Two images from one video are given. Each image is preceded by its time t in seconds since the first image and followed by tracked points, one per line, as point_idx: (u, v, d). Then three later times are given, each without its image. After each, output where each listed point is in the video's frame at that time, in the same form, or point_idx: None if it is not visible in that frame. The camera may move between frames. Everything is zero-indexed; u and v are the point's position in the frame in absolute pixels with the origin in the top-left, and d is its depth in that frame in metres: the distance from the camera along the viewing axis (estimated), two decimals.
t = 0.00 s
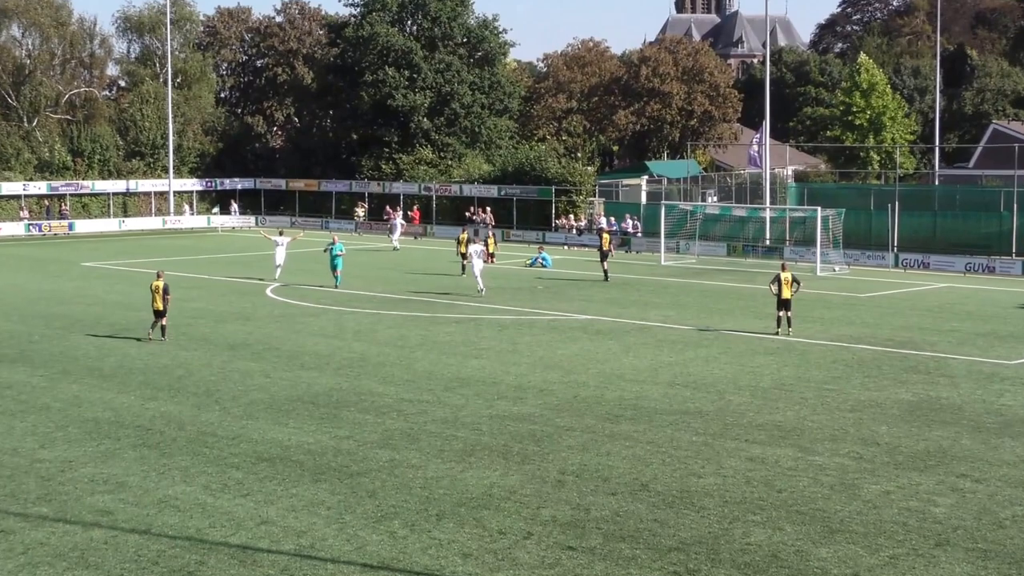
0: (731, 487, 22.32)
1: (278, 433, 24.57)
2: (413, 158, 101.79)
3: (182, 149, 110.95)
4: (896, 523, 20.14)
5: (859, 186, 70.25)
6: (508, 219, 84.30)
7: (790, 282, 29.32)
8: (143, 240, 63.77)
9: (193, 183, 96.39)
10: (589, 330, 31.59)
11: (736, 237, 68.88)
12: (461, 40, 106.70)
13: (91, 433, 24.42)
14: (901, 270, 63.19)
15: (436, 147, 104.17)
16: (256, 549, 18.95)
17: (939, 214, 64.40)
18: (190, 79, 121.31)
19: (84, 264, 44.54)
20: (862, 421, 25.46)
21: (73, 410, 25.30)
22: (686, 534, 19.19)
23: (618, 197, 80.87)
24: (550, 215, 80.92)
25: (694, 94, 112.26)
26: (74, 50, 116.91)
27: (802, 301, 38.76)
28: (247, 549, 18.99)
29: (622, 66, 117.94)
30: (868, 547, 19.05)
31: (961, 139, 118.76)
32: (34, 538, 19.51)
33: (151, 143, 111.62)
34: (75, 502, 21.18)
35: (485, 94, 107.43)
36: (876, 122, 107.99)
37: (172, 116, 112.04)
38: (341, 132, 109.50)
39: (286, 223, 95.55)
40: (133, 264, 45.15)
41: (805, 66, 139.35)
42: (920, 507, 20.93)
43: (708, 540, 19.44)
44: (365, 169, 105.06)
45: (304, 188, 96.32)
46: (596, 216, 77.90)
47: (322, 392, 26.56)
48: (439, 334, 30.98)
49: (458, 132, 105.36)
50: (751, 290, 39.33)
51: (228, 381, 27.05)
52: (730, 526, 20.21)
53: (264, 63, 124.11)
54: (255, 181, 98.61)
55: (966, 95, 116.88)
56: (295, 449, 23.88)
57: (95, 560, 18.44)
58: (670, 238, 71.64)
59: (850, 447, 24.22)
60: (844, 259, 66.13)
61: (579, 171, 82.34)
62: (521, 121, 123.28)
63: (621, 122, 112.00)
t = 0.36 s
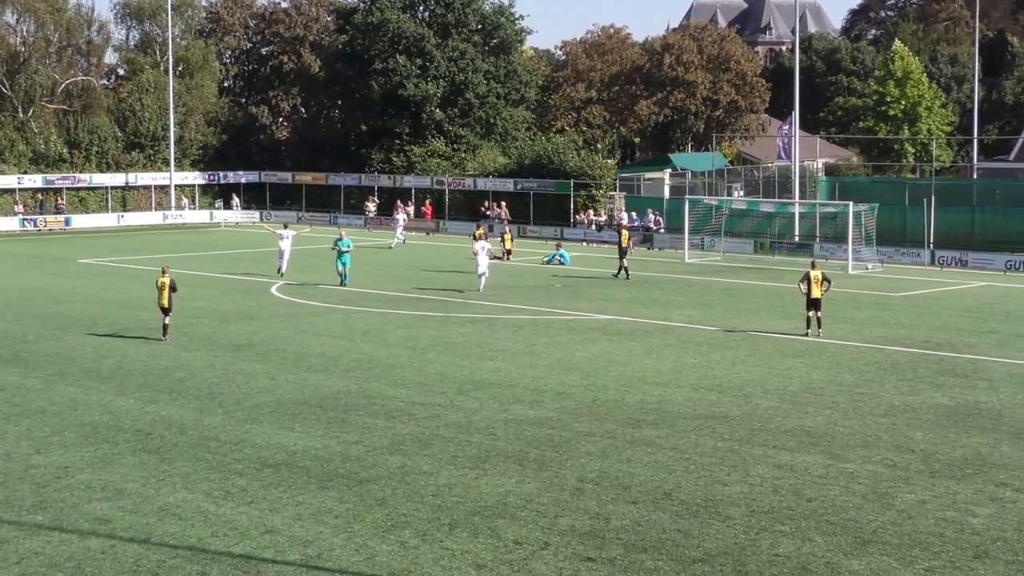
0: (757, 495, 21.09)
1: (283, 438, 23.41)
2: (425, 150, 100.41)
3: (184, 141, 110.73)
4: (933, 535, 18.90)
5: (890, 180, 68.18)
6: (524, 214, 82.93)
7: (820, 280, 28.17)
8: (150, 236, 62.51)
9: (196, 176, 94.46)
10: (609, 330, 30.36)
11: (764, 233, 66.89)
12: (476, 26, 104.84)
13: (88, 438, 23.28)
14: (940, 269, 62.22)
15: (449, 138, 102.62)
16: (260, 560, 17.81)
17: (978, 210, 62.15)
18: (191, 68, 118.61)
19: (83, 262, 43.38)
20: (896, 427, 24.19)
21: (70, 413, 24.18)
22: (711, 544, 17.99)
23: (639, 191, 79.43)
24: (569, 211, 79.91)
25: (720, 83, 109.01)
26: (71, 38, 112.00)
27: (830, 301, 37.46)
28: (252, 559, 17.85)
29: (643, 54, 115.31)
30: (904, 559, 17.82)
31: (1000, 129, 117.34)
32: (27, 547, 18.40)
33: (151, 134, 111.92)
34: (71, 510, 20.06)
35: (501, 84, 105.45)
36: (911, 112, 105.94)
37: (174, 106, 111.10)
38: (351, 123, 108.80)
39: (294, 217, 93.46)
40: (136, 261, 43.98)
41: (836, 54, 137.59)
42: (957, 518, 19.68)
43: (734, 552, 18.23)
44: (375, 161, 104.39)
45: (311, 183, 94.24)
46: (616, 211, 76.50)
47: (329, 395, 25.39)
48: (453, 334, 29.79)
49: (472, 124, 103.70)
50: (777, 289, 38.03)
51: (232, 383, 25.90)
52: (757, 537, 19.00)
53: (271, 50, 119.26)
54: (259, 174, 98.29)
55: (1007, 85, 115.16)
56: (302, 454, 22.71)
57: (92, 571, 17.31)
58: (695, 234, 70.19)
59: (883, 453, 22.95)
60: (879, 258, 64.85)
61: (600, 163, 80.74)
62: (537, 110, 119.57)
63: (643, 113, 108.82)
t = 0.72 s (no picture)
0: (789, 504, 19.90)
1: (290, 444, 22.31)
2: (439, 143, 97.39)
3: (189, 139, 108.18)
4: (973, 547, 17.72)
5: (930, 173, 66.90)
6: (542, 210, 82.04)
7: (853, 279, 27.13)
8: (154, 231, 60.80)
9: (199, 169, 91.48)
10: (632, 330, 29.15)
11: (794, 229, 65.51)
12: (492, 13, 101.24)
13: (87, 443, 22.21)
14: (978, 267, 58.95)
15: (465, 131, 99.47)
16: (265, 572, 16.71)
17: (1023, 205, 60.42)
18: (195, 56, 116.90)
19: (85, 259, 42.11)
20: (934, 434, 22.93)
21: (69, 418, 23.11)
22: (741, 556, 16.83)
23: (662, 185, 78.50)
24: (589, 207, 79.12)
25: (749, 73, 106.14)
26: (69, 25, 110.96)
27: (862, 300, 36.16)
28: (257, 571, 16.75)
29: (667, 42, 110.67)
30: (942, 573, 16.66)
31: None
32: (22, 557, 17.35)
33: (153, 126, 106.49)
34: (69, 519, 18.98)
35: (518, 73, 102.23)
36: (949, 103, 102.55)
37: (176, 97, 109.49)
38: (362, 115, 104.10)
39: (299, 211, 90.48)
40: (141, 258, 42.70)
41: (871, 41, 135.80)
42: (999, 529, 18.45)
43: (763, 564, 17.07)
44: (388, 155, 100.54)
45: (318, 176, 92.56)
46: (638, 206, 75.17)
47: (339, 398, 24.29)
48: (469, 334, 28.62)
49: (488, 115, 100.68)
50: (805, 288, 36.74)
51: (237, 386, 24.79)
52: (786, 548, 17.83)
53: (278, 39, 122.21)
54: (266, 167, 94.50)
55: None
56: (310, 461, 21.61)
57: None
58: (721, 231, 67.54)
59: (920, 461, 21.70)
60: (914, 254, 61.50)
61: (622, 156, 79.49)
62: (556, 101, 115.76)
63: (668, 103, 105.82)
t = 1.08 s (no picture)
0: (824, 515, 18.75)
1: (299, 451, 21.26)
2: (454, 135, 88.79)
3: (195, 133, 98.39)
4: (1018, 561, 16.59)
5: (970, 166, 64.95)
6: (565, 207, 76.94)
7: (891, 278, 26.06)
8: (157, 227, 58.48)
9: (205, 163, 85.89)
10: (658, 332, 27.97)
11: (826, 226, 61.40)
12: None
13: (87, 450, 21.16)
14: None
15: (482, 124, 90.60)
16: None
17: None
18: (201, 44, 107.69)
19: (86, 258, 40.82)
20: (975, 441, 21.75)
21: (68, 423, 22.07)
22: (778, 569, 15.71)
23: (691, 180, 73.82)
24: (613, 202, 74.25)
25: (778, 61, 98.22)
26: (69, 12, 101.69)
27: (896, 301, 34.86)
28: None
29: (694, 29, 103.48)
30: None
31: None
32: (17, 569, 16.36)
33: (158, 117, 97.31)
34: (68, 528, 17.95)
35: (539, 62, 93.68)
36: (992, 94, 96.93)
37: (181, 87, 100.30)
38: (373, 106, 94.60)
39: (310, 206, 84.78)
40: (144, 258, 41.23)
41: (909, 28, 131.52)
42: None
43: None
44: (400, 149, 91.10)
45: (329, 170, 85.14)
46: (664, 202, 70.59)
47: (352, 402, 23.22)
48: (486, 335, 27.47)
49: (507, 107, 91.61)
50: (836, 288, 35.42)
51: (244, 390, 23.73)
52: (820, 561, 16.69)
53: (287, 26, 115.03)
54: (274, 160, 88.49)
55: None
56: (321, 468, 20.55)
57: None
58: (750, 227, 63.10)
59: (960, 470, 20.53)
60: (957, 253, 58.59)
61: (647, 151, 75.85)
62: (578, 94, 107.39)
63: (694, 94, 97.94)
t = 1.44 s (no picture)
0: (860, 527, 17.66)
1: (311, 458, 20.25)
2: (474, 127, 85.74)
3: (202, 125, 96.64)
4: None
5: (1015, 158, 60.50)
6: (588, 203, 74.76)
7: (931, 278, 25.09)
8: (162, 224, 57.08)
9: (212, 158, 81.90)
10: (685, 334, 26.85)
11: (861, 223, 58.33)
12: None
13: (88, 456, 20.19)
14: None
15: (502, 116, 87.49)
16: None
17: None
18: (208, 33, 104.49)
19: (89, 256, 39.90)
20: (1021, 450, 20.58)
21: (70, 428, 21.13)
22: None
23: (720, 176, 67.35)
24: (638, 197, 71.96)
25: (814, 50, 93.05)
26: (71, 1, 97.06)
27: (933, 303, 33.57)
28: None
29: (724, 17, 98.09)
30: None
31: None
32: None
33: (161, 109, 95.07)
34: (69, 539, 16.99)
35: (562, 51, 89.87)
36: None
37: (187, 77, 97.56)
38: (389, 97, 93.05)
39: (320, 201, 82.13)
40: (151, 256, 40.07)
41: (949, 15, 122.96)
42: None
43: None
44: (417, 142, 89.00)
45: (342, 164, 82.87)
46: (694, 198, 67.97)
47: (366, 407, 22.19)
48: (506, 337, 26.40)
49: (528, 98, 88.41)
50: (870, 289, 34.17)
51: (253, 394, 22.71)
52: None
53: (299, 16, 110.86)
54: (285, 156, 85.49)
55: None
56: (332, 476, 19.55)
57: None
58: (783, 224, 60.46)
59: (1005, 480, 19.38)
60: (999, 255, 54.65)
61: (676, 143, 72.90)
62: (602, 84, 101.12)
63: (724, 84, 92.77)
